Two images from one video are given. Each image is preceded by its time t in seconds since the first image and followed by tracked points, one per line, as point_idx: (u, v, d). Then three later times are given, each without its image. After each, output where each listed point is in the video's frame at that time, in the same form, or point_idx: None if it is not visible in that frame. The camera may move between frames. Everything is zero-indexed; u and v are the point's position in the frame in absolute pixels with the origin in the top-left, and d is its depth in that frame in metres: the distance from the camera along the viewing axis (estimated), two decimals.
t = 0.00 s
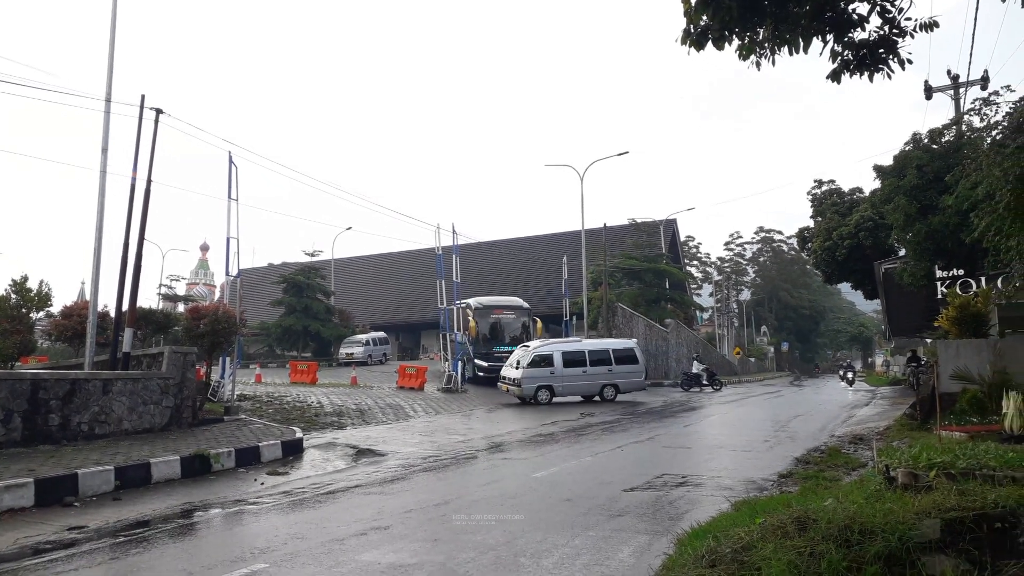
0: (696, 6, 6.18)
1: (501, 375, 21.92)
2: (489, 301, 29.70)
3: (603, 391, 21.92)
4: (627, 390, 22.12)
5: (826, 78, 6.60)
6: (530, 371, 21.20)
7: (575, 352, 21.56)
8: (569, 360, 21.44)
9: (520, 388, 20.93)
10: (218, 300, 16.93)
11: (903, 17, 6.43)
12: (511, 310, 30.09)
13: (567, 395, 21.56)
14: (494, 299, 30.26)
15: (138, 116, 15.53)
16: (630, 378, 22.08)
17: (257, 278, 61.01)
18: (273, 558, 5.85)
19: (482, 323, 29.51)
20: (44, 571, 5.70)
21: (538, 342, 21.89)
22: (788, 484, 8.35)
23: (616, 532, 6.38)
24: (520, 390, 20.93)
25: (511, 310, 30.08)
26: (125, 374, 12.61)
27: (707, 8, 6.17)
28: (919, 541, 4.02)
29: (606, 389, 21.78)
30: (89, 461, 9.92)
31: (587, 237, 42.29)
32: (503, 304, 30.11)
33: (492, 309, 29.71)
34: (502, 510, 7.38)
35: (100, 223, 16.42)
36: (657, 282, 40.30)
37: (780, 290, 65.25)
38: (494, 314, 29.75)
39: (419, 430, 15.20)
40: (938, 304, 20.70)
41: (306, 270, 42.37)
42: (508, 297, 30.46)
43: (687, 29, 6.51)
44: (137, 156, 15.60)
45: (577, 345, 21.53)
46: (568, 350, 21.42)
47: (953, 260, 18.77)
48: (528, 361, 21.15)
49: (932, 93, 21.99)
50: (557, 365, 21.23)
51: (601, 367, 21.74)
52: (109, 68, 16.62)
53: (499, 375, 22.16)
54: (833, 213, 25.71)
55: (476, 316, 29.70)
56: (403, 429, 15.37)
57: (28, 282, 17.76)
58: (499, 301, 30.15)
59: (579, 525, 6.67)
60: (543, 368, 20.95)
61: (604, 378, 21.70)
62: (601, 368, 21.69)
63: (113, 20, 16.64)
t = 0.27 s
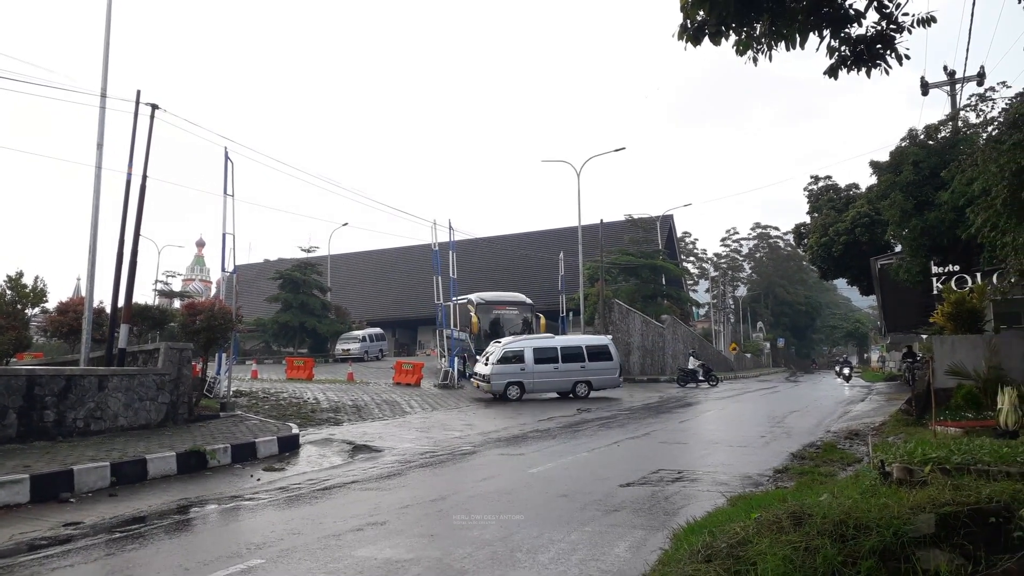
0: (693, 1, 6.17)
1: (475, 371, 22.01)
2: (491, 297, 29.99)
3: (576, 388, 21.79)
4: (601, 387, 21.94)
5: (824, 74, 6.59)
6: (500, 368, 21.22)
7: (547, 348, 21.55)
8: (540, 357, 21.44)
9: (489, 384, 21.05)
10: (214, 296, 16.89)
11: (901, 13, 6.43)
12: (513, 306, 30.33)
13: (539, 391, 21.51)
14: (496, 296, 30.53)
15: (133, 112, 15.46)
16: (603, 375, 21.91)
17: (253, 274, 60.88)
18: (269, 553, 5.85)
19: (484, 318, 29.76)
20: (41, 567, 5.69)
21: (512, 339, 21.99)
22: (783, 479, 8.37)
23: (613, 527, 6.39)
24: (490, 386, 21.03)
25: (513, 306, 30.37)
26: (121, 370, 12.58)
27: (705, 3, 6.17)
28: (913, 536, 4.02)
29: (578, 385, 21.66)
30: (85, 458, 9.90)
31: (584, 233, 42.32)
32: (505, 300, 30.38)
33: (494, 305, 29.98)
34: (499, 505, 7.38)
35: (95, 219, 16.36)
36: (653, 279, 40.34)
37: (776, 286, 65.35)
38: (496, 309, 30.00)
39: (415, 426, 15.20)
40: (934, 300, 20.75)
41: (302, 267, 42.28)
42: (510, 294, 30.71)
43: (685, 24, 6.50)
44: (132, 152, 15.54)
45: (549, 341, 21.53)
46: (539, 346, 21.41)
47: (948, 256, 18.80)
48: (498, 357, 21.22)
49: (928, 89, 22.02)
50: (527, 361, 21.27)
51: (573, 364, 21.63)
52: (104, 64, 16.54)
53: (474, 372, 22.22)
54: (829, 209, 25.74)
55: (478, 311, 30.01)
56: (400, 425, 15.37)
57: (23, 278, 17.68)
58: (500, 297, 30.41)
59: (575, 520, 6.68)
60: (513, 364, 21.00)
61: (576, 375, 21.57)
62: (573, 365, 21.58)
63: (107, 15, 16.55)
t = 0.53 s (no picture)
0: (685, 2, 6.19)
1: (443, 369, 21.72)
2: (491, 296, 29.51)
3: (545, 389, 21.59)
4: (571, 388, 21.73)
5: (816, 75, 6.62)
6: (467, 367, 20.92)
7: (517, 349, 21.34)
8: (509, 357, 21.24)
9: (455, 382, 20.79)
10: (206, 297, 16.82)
11: (892, 14, 6.45)
12: (513, 306, 29.87)
13: (507, 392, 21.24)
14: (496, 296, 30.08)
15: (124, 111, 15.38)
16: (573, 376, 21.70)
17: (245, 274, 60.65)
18: (261, 554, 5.83)
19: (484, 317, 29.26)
20: (32, 569, 5.65)
21: (482, 338, 21.78)
22: (776, 479, 8.39)
23: (605, 527, 6.39)
24: (456, 386, 20.82)
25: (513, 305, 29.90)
26: (113, 371, 12.52)
27: (697, 4, 6.18)
28: (904, 535, 4.03)
29: (547, 386, 21.43)
30: (76, 459, 9.85)
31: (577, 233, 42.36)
32: (505, 300, 29.89)
33: (495, 304, 29.52)
34: (492, 506, 7.38)
35: (87, 219, 16.29)
36: (646, 279, 40.40)
37: (769, 286, 65.55)
38: (496, 309, 29.53)
39: (408, 426, 15.17)
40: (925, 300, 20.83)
41: (295, 267, 42.16)
42: (511, 293, 30.36)
43: (677, 25, 6.52)
44: (124, 152, 15.48)
45: (518, 341, 21.31)
46: (508, 346, 21.17)
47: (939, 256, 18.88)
48: (466, 356, 20.97)
49: (919, 90, 22.12)
50: (495, 361, 21.06)
51: (543, 365, 21.40)
52: (95, 63, 16.46)
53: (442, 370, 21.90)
54: (821, 210, 25.82)
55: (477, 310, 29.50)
56: (393, 425, 15.35)
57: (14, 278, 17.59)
58: (501, 297, 29.98)
59: (568, 521, 6.68)
60: (481, 363, 20.75)
61: (545, 376, 21.35)
62: (544, 366, 21.35)
63: (98, 13, 16.46)
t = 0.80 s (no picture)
0: (676, 3, 6.19)
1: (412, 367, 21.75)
2: (489, 296, 28.39)
3: (511, 390, 21.42)
4: (538, 390, 21.55)
5: (806, 76, 6.63)
6: (432, 366, 20.88)
7: (484, 348, 21.22)
8: (476, 357, 21.13)
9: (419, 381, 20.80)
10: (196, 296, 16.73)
11: (882, 16, 6.48)
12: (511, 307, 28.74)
13: (472, 392, 21.15)
14: (495, 296, 29.00)
15: (114, 109, 15.27)
16: (541, 378, 21.53)
17: (235, 274, 60.36)
18: (250, 555, 5.79)
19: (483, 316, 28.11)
20: (18, 569, 5.60)
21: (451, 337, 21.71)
22: (765, 479, 8.42)
23: (595, 527, 6.39)
24: (420, 384, 20.75)
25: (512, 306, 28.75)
26: (102, 370, 12.43)
27: (688, 5, 6.18)
28: (892, 535, 4.04)
29: (513, 388, 21.26)
30: (64, 459, 9.77)
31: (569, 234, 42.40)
32: (504, 300, 28.78)
33: (494, 304, 28.45)
34: (482, 506, 7.37)
35: (76, 218, 16.18)
36: (637, 279, 40.47)
37: (759, 288, 65.78)
38: (495, 309, 28.43)
39: (399, 427, 15.13)
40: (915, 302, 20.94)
41: (286, 266, 42.00)
42: (510, 293, 29.06)
43: (668, 26, 6.52)
44: (113, 150, 15.36)
45: (486, 341, 21.19)
46: (475, 347, 21.06)
47: (928, 258, 19.00)
48: (431, 355, 20.95)
49: (909, 93, 22.24)
50: (461, 360, 20.97)
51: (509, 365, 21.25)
52: (85, 61, 16.35)
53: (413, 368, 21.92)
54: (811, 211, 25.93)
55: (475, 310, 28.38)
56: (384, 426, 15.31)
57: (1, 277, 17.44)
58: (500, 297, 28.90)
59: (558, 521, 6.66)
60: (446, 363, 20.71)
61: (512, 377, 21.20)
62: (511, 367, 21.20)
63: (88, 11, 16.35)
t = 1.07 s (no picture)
0: (669, 4, 6.20)
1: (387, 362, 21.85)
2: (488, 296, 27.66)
3: (480, 391, 21.28)
4: (508, 392, 21.35)
5: (797, 78, 6.66)
6: (400, 363, 20.90)
7: (454, 347, 21.14)
8: (446, 355, 21.05)
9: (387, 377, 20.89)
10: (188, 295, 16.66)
11: (873, 18, 6.51)
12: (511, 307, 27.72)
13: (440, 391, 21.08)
14: (495, 296, 28.21)
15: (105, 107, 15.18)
16: (511, 379, 21.33)
17: (227, 273, 60.14)
18: (242, 555, 5.77)
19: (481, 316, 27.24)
20: (7, 570, 5.56)
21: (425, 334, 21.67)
22: (757, 479, 8.45)
23: (587, 527, 6.39)
24: (388, 380, 20.84)
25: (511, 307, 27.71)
26: (93, 370, 12.36)
27: (681, 6, 6.19)
28: (883, 535, 4.06)
29: (482, 388, 21.10)
30: (54, 459, 9.71)
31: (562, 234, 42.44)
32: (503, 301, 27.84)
33: (493, 304, 27.65)
34: (475, 506, 7.37)
35: (67, 216, 16.09)
36: (630, 280, 40.54)
37: (751, 288, 66.03)
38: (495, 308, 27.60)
39: (392, 427, 15.10)
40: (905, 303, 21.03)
41: (278, 266, 41.85)
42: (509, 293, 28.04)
43: (661, 27, 6.53)
44: (104, 149, 15.28)
45: (456, 340, 21.11)
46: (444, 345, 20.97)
47: (919, 259, 19.10)
48: (401, 351, 20.98)
49: (901, 94, 22.35)
50: (430, 358, 20.96)
51: (479, 365, 21.11)
52: (76, 58, 16.26)
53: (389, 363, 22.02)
54: (803, 212, 26.02)
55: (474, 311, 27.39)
56: (376, 426, 15.28)
57: None
58: (499, 298, 28.10)
59: (550, 521, 6.66)
60: (414, 360, 20.72)
61: (481, 377, 21.06)
62: (480, 367, 21.03)
63: (79, 8, 16.25)
